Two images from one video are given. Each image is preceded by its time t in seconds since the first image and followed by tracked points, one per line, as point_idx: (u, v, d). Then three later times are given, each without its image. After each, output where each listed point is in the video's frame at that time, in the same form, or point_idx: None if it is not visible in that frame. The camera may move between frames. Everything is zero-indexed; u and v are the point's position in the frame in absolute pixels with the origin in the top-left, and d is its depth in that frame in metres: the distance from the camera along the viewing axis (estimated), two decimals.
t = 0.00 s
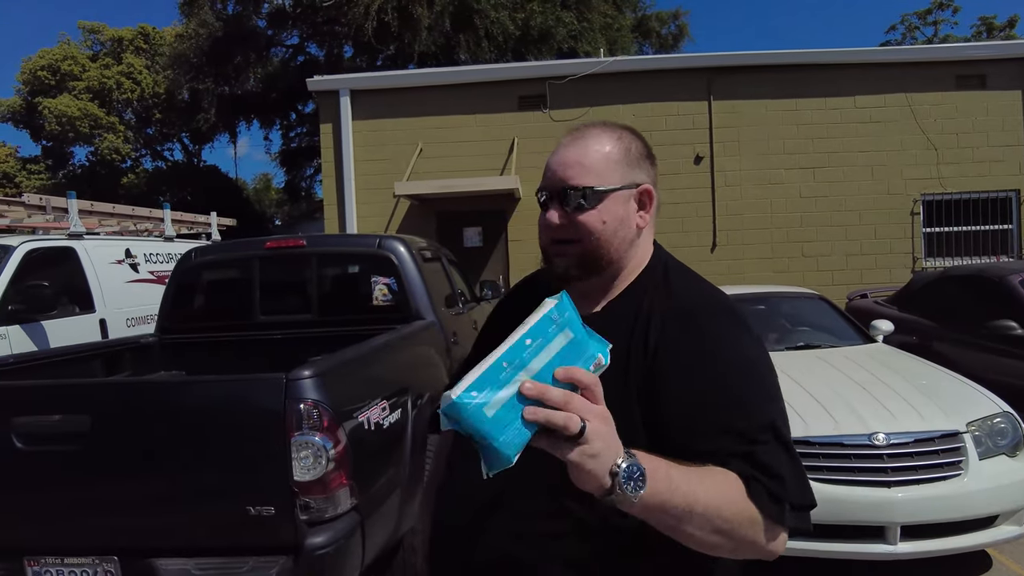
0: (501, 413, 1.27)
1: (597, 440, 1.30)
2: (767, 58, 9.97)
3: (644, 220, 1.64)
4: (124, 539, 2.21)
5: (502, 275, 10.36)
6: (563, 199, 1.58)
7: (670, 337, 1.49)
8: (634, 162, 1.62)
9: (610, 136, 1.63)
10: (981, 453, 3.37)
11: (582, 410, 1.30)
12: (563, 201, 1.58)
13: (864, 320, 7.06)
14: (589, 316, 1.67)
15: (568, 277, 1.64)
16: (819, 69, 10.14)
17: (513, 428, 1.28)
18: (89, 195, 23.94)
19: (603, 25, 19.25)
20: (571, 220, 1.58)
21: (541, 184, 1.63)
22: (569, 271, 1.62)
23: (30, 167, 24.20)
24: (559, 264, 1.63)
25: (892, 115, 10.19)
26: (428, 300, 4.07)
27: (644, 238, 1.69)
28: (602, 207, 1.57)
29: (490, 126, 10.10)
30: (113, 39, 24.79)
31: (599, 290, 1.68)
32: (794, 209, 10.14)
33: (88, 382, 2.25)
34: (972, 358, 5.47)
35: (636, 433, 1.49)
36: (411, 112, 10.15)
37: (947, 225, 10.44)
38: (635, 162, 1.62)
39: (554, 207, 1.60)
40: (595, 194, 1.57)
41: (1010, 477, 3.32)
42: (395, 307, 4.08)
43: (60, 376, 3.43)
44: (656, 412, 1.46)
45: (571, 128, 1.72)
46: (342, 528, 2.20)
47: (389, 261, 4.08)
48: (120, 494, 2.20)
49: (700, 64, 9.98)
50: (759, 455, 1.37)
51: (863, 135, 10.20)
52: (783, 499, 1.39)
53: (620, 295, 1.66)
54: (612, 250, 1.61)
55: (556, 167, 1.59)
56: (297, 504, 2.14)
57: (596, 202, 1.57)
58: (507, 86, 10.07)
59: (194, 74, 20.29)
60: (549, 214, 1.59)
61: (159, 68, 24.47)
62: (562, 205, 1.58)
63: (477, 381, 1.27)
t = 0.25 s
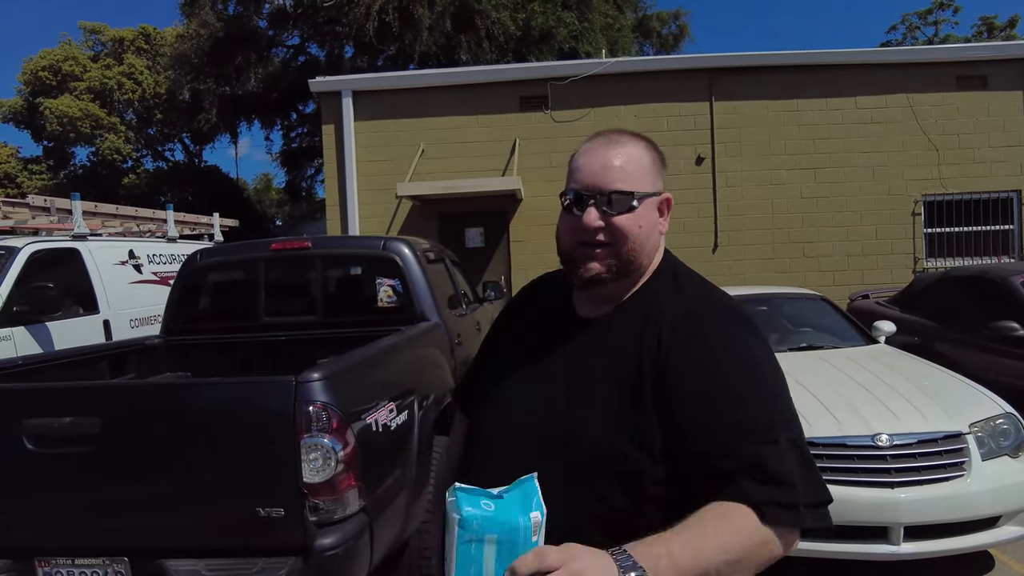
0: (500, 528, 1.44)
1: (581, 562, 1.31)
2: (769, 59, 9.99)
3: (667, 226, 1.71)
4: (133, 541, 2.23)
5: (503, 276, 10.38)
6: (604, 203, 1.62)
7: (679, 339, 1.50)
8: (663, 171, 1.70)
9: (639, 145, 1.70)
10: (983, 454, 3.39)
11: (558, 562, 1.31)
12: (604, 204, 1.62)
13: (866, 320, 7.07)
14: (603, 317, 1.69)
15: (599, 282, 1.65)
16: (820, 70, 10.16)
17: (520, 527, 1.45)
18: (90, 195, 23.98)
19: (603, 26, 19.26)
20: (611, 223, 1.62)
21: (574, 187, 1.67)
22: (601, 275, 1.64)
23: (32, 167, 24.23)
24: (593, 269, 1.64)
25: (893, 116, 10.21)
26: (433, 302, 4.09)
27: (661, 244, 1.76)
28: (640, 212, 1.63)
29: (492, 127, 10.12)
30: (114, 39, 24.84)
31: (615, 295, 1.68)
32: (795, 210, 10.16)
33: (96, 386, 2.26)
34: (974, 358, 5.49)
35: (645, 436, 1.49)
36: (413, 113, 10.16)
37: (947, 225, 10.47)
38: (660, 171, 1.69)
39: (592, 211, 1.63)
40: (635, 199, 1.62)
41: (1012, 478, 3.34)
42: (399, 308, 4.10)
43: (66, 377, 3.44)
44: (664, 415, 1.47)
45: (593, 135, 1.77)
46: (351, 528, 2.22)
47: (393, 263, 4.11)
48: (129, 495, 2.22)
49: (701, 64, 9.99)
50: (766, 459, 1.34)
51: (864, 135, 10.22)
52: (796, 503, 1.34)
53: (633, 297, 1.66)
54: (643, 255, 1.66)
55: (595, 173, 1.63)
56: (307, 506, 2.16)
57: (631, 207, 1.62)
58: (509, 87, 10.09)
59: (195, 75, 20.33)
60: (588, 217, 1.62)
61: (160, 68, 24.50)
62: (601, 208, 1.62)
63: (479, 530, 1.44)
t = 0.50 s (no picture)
0: None
1: None
2: (770, 58, 9.99)
3: (662, 228, 1.73)
4: (140, 539, 2.24)
5: (504, 275, 10.39)
6: (603, 200, 1.64)
7: (671, 337, 1.50)
8: (659, 174, 1.73)
9: (636, 148, 1.74)
10: (986, 453, 3.39)
11: None
12: (603, 201, 1.65)
13: (867, 319, 7.08)
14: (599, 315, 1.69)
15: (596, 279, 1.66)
16: (820, 69, 10.16)
17: None
18: (91, 195, 23.97)
19: (603, 25, 19.25)
20: (609, 220, 1.64)
21: (573, 186, 1.70)
22: (600, 270, 1.64)
23: (32, 166, 24.21)
24: (590, 265, 1.65)
25: (894, 115, 10.21)
26: (436, 301, 4.09)
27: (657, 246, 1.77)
28: (638, 210, 1.65)
29: (493, 126, 10.12)
30: (114, 38, 24.85)
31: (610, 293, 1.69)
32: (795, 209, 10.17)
33: (101, 385, 2.26)
34: (975, 357, 5.50)
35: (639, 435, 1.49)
36: (414, 112, 10.16)
37: (948, 224, 10.47)
38: (657, 173, 1.72)
39: (591, 207, 1.65)
40: (632, 197, 1.65)
41: (1014, 477, 3.34)
42: (402, 308, 4.10)
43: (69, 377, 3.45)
44: (658, 414, 1.47)
45: (593, 138, 1.81)
46: (356, 527, 2.23)
47: (397, 261, 4.10)
48: (135, 494, 2.22)
49: (702, 64, 9.99)
50: (739, 463, 1.35)
51: (865, 134, 10.22)
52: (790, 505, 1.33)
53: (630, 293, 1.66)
54: (640, 253, 1.68)
55: (593, 171, 1.67)
56: (313, 504, 2.16)
57: (629, 204, 1.65)
58: (510, 86, 10.09)
59: (195, 74, 20.32)
60: (587, 214, 1.64)
61: (160, 67, 24.50)
62: (600, 205, 1.65)
63: None
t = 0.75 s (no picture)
0: None
1: None
2: (770, 58, 10.00)
3: (640, 229, 1.76)
4: (147, 539, 2.24)
5: (505, 274, 10.40)
6: (582, 206, 1.67)
7: (667, 330, 1.54)
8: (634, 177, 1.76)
9: (610, 153, 1.77)
10: (988, 452, 3.40)
11: None
12: (581, 207, 1.67)
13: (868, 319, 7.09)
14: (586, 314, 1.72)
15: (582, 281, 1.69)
16: (821, 68, 10.16)
17: None
18: (91, 194, 23.95)
19: (603, 25, 19.25)
20: (590, 225, 1.67)
21: (552, 194, 1.73)
22: (584, 274, 1.68)
23: (32, 166, 24.19)
24: (574, 269, 1.68)
25: (894, 115, 10.21)
26: (439, 300, 4.09)
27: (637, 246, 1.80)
28: (615, 213, 1.69)
29: (494, 126, 10.13)
30: (114, 38, 24.85)
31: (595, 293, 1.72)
32: (795, 208, 10.18)
33: (108, 384, 2.27)
34: (978, 357, 5.50)
35: (642, 425, 1.53)
36: (414, 112, 10.17)
37: (949, 224, 10.48)
38: (632, 176, 1.75)
39: (571, 214, 1.68)
40: (609, 202, 1.68)
41: (1016, 476, 3.35)
42: (404, 307, 4.11)
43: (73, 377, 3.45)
44: (665, 403, 1.50)
45: (568, 146, 1.84)
46: (362, 526, 2.23)
47: (399, 261, 4.11)
48: (142, 493, 2.22)
49: (703, 63, 9.99)
50: (763, 437, 1.40)
51: (865, 134, 10.22)
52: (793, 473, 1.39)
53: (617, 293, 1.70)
54: (621, 254, 1.71)
55: (571, 179, 1.69)
56: (318, 503, 2.17)
57: (608, 208, 1.68)
58: (510, 86, 10.09)
59: (195, 74, 20.32)
60: (568, 220, 1.67)
61: (160, 67, 24.49)
62: (579, 211, 1.67)
63: None
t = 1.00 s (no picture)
0: None
1: None
2: (771, 57, 9.99)
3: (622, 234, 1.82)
4: (149, 541, 2.22)
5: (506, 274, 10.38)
6: (569, 213, 1.72)
7: (650, 321, 1.61)
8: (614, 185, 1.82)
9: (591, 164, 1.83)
10: (994, 454, 3.38)
11: None
12: (569, 214, 1.72)
13: (871, 319, 7.07)
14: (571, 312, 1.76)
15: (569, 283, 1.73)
16: (822, 68, 10.15)
17: None
18: (91, 194, 23.91)
19: (604, 25, 19.23)
20: (577, 231, 1.71)
21: (538, 203, 1.77)
22: (572, 276, 1.72)
23: (32, 165, 24.15)
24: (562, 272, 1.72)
25: (896, 115, 10.19)
26: (441, 300, 4.08)
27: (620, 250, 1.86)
28: (600, 220, 1.74)
29: (494, 125, 10.11)
30: (114, 37, 24.81)
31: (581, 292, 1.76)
32: (796, 208, 10.17)
33: (109, 386, 2.25)
34: (981, 357, 5.49)
35: (625, 410, 1.57)
36: (415, 111, 10.14)
37: (950, 224, 10.46)
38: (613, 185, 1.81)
39: (559, 221, 1.73)
40: (594, 209, 1.73)
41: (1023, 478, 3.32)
42: (407, 307, 4.10)
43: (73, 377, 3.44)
44: (647, 387, 1.56)
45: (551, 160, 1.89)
46: (366, 529, 2.22)
47: (401, 261, 4.10)
48: (143, 494, 2.21)
49: (704, 63, 9.98)
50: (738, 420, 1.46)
51: (867, 134, 10.21)
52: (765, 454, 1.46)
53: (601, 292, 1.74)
54: (607, 257, 1.75)
55: (557, 189, 1.74)
56: (321, 505, 2.15)
57: (593, 215, 1.73)
58: (511, 85, 10.07)
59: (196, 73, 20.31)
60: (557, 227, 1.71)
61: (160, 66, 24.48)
62: (567, 218, 1.72)
63: None
